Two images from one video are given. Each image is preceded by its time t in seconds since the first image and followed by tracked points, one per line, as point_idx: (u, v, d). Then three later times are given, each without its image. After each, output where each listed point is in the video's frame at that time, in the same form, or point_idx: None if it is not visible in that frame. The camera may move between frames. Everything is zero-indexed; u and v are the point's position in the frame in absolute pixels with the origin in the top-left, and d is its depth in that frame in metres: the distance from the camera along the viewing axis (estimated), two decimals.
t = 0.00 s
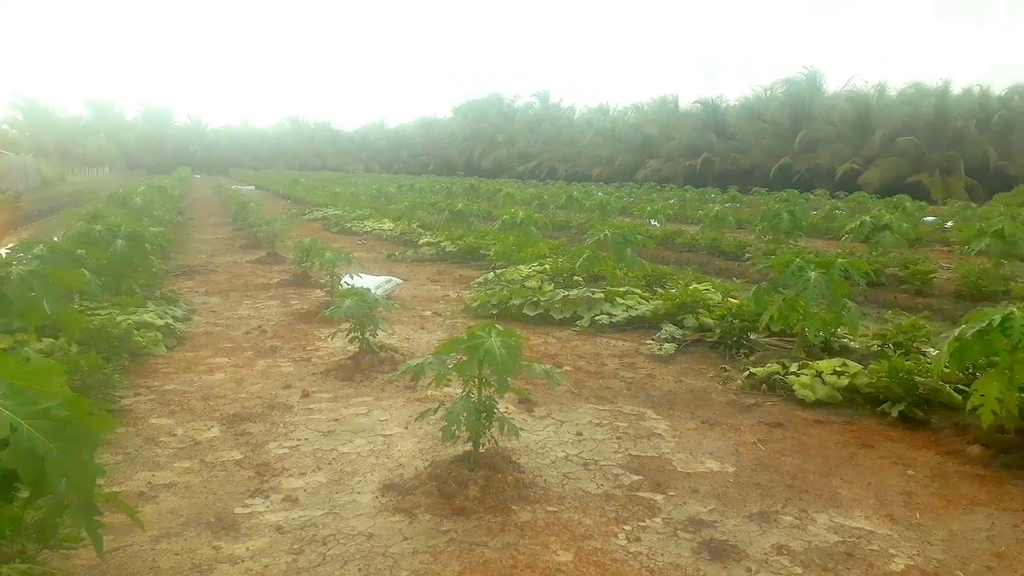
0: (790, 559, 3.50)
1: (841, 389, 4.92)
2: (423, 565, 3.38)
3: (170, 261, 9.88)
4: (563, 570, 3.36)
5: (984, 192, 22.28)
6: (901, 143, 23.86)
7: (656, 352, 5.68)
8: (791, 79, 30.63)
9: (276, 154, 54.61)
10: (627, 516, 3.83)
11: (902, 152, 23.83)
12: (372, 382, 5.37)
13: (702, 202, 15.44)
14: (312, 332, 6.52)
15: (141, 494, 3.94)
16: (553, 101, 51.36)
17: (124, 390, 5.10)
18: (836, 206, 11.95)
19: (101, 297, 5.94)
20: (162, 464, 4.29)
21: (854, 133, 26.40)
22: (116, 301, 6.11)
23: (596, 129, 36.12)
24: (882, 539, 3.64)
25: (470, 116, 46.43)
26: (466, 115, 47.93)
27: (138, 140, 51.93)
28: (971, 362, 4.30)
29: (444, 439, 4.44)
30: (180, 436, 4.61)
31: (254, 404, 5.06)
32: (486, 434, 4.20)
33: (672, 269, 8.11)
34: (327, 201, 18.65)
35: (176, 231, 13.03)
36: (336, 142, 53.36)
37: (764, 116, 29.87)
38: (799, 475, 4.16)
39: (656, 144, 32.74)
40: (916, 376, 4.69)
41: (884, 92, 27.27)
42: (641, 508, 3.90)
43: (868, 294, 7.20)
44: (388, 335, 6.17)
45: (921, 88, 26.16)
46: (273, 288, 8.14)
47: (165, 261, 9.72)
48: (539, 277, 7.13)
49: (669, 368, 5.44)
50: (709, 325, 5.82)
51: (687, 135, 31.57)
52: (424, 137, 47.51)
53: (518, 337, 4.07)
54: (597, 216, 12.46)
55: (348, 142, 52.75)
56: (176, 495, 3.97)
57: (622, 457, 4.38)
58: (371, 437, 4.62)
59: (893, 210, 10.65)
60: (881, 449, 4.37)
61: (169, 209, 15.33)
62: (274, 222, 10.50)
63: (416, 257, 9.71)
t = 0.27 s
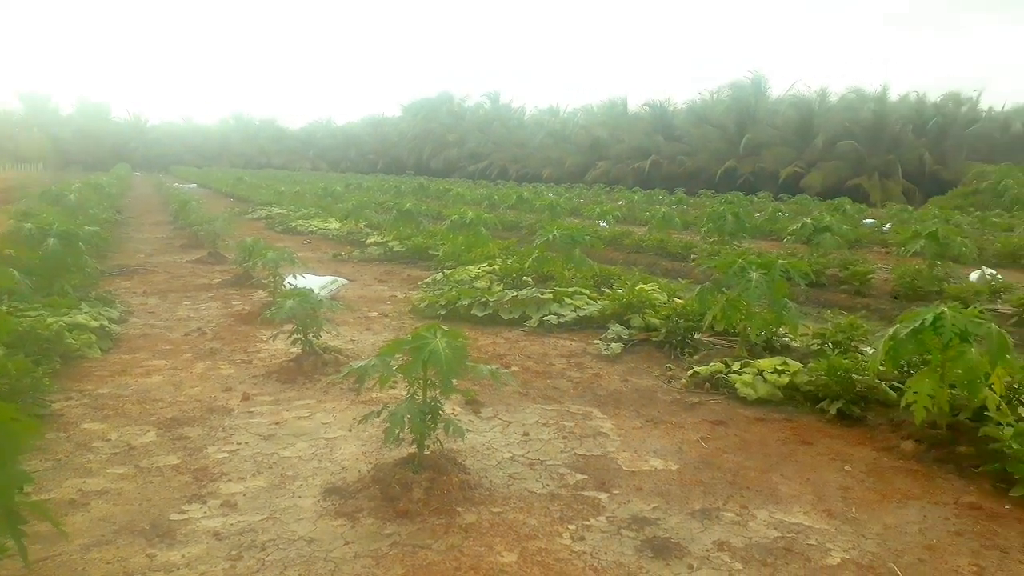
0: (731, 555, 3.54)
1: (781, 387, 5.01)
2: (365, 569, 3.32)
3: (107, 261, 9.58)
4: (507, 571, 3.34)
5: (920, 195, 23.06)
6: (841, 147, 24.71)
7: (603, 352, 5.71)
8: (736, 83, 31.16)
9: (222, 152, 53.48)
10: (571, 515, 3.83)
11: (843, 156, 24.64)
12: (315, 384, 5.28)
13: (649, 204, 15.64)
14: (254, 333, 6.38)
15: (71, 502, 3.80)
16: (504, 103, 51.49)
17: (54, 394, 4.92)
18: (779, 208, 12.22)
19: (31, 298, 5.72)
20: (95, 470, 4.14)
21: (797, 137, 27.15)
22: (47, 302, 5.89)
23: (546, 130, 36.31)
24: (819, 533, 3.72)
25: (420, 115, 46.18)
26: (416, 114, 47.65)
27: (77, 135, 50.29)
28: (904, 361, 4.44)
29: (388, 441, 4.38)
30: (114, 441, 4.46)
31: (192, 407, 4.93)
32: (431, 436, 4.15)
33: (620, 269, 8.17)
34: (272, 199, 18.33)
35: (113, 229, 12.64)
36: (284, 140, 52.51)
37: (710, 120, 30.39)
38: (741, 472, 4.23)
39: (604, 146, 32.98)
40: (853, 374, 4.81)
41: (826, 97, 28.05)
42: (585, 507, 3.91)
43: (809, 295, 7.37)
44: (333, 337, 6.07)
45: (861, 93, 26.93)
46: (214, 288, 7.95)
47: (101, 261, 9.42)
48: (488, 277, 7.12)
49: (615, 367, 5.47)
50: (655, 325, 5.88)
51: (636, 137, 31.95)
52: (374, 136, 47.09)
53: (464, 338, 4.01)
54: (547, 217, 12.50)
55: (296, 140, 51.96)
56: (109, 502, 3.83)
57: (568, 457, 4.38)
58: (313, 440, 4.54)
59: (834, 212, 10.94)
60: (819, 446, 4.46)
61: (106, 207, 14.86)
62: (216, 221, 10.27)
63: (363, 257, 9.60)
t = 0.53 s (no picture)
0: (677, 554, 3.57)
1: (727, 386, 5.09)
2: None
3: (41, 265, 9.26)
4: None
5: (861, 197, 23.71)
6: (785, 151, 25.34)
7: (553, 354, 5.72)
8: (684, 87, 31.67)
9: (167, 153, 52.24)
10: (520, 518, 3.82)
11: (788, 160, 25.29)
12: (260, 391, 5.17)
13: (600, 206, 15.76)
14: (198, 339, 6.23)
15: None
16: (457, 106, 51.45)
17: None
18: (726, 211, 12.44)
19: None
20: (26, 482, 3.98)
21: (744, 141, 27.74)
22: None
23: (498, 132, 36.36)
24: (763, 530, 3.77)
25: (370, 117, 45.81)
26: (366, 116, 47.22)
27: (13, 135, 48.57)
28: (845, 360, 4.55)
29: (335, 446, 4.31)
30: (47, 452, 4.30)
31: (131, 416, 4.78)
32: (378, 441, 4.10)
33: (570, 272, 8.21)
34: (216, 202, 17.95)
35: (48, 232, 12.22)
36: (231, 141, 51.54)
37: (659, 123, 30.78)
38: (688, 472, 4.27)
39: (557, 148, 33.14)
40: (797, 372, 4.89)
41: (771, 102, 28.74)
42: (534, 510, 3.90)
43: (755, 295, 7.50)
44: (278, 342, 5.97)
45: (805, 99, 27.64)
46: (156, 293, 7.75)
47: (36, 266, 9.10)
48: (438, 280, 7.08)
49: (565, 369, 5.49)
50: (605, 326, 5.92)
51: (587, 140, 32.20)
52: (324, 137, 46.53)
53: (411, 342, 3.97)
54: (498, 219, 12.50)
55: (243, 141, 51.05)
56: (41, 516, 3.69)
57: (517, 459, 4.37)
58: (257, 448, 4.45)
59: (778, 215, 11.18)
60: (764, 444, 4.54)
61: (40, 210, 14.37)
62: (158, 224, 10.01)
63: (310, 260, 9.47)
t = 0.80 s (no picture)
0: (625, 555, 3.59)
1: (675, 386, 5.15)
2: None
3: None
4: None
5: (806, 200, 24.31)
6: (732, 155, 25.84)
7: (504, 356, 5.72)
8: (634, 93, 32.16)
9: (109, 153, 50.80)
10: (469, 523, 3.79)
11: (734, 164, 25.81)
12: (203, 397, 5.06)
13: (552, 209, 15.84)
14: (139, 345, 6.06)
15: None
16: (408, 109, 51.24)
17: None
18: (676, 214, 12.61)
19: None
20: None
21: (692, 145, 28.24)
22: None
23: (449, 135, 36.29)
24: (710, 529, 3.82)
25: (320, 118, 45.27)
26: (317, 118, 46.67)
27: None
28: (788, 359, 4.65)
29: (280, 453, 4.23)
30: None
31: (67, 425, 4.62)
32: (324, 448, 4.03)
33: (521, 274, 8.23)
34: (158, 204, 17.53)
35: None
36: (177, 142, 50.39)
37: (610, 128, 31.15)
38: (637, 472, 4.30)
39: (510, 151, 33.24)
40: (741, 372, 4.98)
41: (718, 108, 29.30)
42: (483, 514, 3.88)
43: (703, 297, 7.62)
44: (223, 347, 5.84)
45: (751, 105, 28.23)
46: (95, 299, 7.52)
47: None
48: (388, 283, 7.03)
49: (516, 372, 5.49)
50: (556, 329, 5.94)
51: (540, 144, 32.37)
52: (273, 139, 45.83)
53: (358, 346, 3.92)
54: (450, 222, 12.45)
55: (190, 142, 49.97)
56: None
57: (467, 463, 4.35)
58: (200, 456, 4.34)
59: (726, 218, 11.38)
60: (711, 443, 4.60)
61: None
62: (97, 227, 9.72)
63: (257, 264, 9.31)
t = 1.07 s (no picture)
0: (586, 558, 3.57)
1: (635, 388, 5.16)
2: None
3: None
4: None
5: (763, 201, 24.73)
6: (691, 157, 26.12)
7: (465, 361, 5.68)
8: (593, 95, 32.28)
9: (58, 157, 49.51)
10: (429, 530, 3.74)
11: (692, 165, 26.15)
12: (154, 408, 4.92)
13: (513, 211, 15.84)
14: (86, 356, 5.88)
15: None
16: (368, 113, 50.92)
17: None
18: (636, 215, 12.71)
19: None
20: None
21: (650, 147, 28.56)
22: None
23: (408, 137, 36.08)
24: (671, 530, 3.82)
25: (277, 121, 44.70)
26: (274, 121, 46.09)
27: None
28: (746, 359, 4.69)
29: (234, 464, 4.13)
30: None
31: (9, 440, 4.46)
32: (279, 457, 3.95)
33: (481, 277, 8.19)
34: (109, 210, 17.10)
35: None
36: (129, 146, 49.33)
37: (569, 129, 31.23)
38: (598, 474, 4.29)
39: (470, 153, 33.11)
40: (701, 372, 5.01)
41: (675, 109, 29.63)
42: (443, 521, 3.83)
43: (664, 298, 7.68)
44: (175, 356, 5.70)
45: (708, 106, 28.53)
46: (41, 307, 7.29)
47: None
48: (347, 288, 6.94)
49: (477, 376, 5.45)
50: (517, 332, 5.91)
51: (501, 146, 32.37)
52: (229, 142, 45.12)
53: (312, 353, 3.85)
54: (410, 225, 12.37)
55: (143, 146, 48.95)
56: None
57: (427, 470, 4.30)
58: (151, 469, 4.22)
59: (685, 220, 11.49)
60: (672, 444, 4.61)
61: None
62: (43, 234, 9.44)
63: (210, 270, 9.13)
